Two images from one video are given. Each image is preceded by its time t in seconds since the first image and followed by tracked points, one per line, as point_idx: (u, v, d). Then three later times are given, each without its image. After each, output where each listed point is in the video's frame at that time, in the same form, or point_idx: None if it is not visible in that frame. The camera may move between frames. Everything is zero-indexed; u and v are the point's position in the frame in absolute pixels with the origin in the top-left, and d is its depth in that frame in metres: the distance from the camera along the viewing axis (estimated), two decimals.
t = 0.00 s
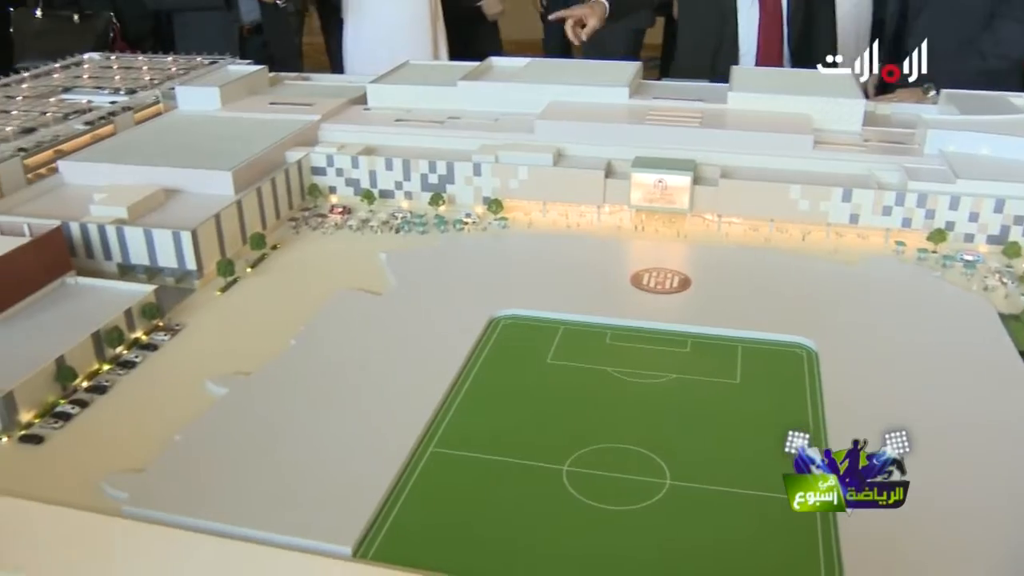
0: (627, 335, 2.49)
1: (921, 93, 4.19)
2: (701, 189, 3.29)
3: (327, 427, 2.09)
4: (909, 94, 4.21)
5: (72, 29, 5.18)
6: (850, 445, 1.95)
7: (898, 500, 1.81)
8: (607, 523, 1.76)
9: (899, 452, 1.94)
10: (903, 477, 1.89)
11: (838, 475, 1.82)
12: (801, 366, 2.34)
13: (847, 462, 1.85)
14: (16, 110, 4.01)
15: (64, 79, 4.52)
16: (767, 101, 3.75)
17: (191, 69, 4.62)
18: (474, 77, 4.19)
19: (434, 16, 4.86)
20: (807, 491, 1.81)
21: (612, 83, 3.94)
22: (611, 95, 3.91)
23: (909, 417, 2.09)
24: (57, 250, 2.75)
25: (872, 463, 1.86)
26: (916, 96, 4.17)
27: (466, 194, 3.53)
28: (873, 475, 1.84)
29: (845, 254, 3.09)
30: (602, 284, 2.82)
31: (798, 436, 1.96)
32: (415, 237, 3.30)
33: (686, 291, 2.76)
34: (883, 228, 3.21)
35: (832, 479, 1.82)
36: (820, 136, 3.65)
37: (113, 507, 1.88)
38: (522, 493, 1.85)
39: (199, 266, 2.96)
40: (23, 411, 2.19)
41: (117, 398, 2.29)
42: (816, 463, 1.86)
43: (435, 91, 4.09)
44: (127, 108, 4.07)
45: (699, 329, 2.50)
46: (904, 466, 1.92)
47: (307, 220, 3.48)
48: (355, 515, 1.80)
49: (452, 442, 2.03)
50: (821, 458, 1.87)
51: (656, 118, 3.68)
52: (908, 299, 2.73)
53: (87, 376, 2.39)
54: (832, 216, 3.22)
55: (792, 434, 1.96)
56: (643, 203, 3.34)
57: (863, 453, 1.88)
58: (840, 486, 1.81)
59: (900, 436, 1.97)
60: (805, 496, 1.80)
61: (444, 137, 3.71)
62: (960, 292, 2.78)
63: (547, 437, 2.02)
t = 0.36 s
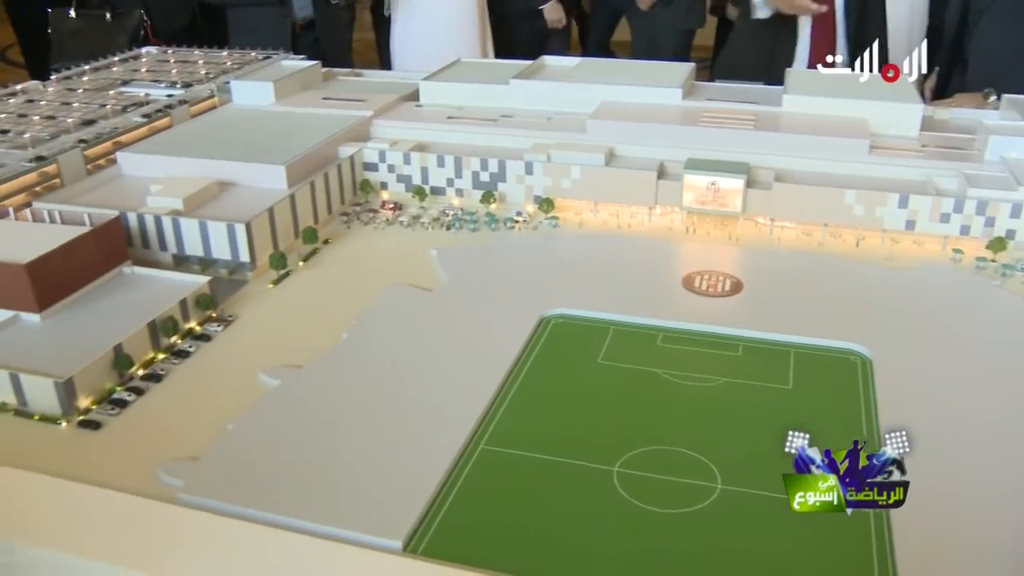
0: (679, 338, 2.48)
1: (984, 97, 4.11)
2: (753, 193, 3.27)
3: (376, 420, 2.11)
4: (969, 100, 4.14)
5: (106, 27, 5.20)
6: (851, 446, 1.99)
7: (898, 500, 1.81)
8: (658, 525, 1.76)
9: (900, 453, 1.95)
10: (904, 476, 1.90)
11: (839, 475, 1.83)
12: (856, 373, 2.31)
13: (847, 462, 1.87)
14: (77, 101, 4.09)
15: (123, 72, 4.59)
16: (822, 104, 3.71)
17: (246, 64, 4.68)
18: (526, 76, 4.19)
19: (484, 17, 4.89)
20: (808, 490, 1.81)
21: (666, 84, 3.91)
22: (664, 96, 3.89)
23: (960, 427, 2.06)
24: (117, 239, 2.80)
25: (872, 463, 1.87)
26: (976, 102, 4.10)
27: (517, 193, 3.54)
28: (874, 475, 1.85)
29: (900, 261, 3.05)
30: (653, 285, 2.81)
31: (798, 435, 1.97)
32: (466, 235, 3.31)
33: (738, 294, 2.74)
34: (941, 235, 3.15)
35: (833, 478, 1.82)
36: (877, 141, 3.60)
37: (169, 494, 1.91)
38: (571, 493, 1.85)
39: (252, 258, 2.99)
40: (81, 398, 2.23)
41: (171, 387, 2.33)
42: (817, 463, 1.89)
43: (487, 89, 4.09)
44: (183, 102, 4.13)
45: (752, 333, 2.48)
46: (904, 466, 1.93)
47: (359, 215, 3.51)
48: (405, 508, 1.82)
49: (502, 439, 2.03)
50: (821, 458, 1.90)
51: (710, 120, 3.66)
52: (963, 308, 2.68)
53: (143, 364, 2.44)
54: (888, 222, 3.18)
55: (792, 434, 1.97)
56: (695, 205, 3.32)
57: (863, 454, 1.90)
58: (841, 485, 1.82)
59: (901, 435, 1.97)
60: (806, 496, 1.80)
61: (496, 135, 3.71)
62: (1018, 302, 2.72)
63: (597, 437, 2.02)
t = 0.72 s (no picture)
0: (728, 343, 2.46)
1: None
2: (805, 199, 3.23)
3: (423, 417, 2.12)
4: None
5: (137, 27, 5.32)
6: (851, 446, 1.98)
7: (898, 500, 1.84)
8: (710, 529, 1.75)
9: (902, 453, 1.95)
10: (904, 477, 1.89)
11: (838, 475, 1.86)
12: (909, 382, 2.28)
13: (847, 462, 1.90)
14: (133, 97, 4.15)
15: (176, 69, 4.66)
16: (876, 109, 3.67)
17: (297, 62, 4.72)
18: (576, 76, 4.18)
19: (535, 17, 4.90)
20: (808, 490, 1.82)
21: (717, 88, 3.89)
22: (716, 99, 3.86)
23: (1009, 438, 2.03)
24: (171, 233, 2.84)
25: (872, 463, 1.89)
26: None
27: (565, 193, 3.53)
28: (874, 475, 1.87)
29: (954, 270, 3.00)
30: (703, 289, 2.80)
31: (799, 436, 1.96)
32: (514, 235, 3.31)
33: (788, 300, 2.72)
34: (997, 244, 3.10)
35: (833, 478, 1.84)
36: (933, 147, 3.54)
37: (221, 486, 1.94)
38: (621, 496, 1.85)
39: (302, 255, 3.02)
40: (134, 388, 2.27)
41: (222, 380, 2.36)
42: (817, 463, 1.90)
43: (537, 90, 4.09)
44: (235, 98, 4.18)
45: (803, 339, 2.46)
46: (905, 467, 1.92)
47: (408, 214, 3.53)
48: (454, 506, 1.83)
49: (550, 441, 2.03)
50: (821, 458, 1.92)
51: (761, 124, 3.62)
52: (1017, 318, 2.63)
53: (194, 356, 2.47)
54: (942, 230, 3.13)
55: (792, 434, 1.97)
56: (745, 209, 3.29)
57: (863, 454, 1.92)
58: (841, 486, 1.84)
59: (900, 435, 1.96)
60: (806, 496, 1.82)
61: (544, 135, 3.71)
62: None
63: (645, 441, 2.01)
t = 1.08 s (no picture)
0: (775, 349, 2.44)
1: None
2: (853, 205, 3.20)
3: (460, 416, 2.12)
4: None
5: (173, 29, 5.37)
6: (851, 446, 1.99)
7: (898, 500, 1.83)
8: (757, 537, 1.73)
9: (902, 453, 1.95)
10: (904, 477, 1.89)
11: (839, 475, 1.86)
12: (960, 393, 2.24)
13: (848, 461, 1.89)
14: (183, 94, 4.20)
15: (225, 66, 4.70)
16: (927, 115, 3.62)
17: (344, 61, 4.75)
18: (622, 79, 4.17)
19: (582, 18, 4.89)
20: (808, 491, 1.83)
21: (765, 92, 3.85)
22: (764, 103, 3.82)
23: None
24: (220, 229, 2.87)
25: (872, 463, 1.89)
26: None
27: (611, 195, 3.52)
28: (873, 475, 1.87)
29: (1006, 280, 2.95)
30: (748, 294, 2.78)
31: (799, 436, 1.98)
32: (559, 237, 3.31)
33: (836, 306, 2.69)
34: None
35: (833, 479, 1.84)
36: (987, 154, 3.48)
37: (267, 481, 1.95)
38: (668, 502, 1.83)
39: (349, 253, 3.04)
40: (183, 381, 2.30)
41: (269, 375, 2.38)
42: (817, 463, 1.90)
43: (584, 92, 4.09)
44: (283, 96, 4.22)
45: (853, 347, 2.43)
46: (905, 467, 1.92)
47: (453, 213, 3.54)
48: (478, 503, 1.84)
49: (597, 444, 2.03)
50: (821, 457, 1.92)
51: (809, 129, 3.58)
52: None
53: (241, 351, 2.49)
54: (994, 239, 3.07)
55: (792, 434, 1.99)
56: (792, 214, 3.26)
57: (863, 454, 1.92)
58: (840, 486, 1.84)
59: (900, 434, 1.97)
60: (806, 496, 1.83)
61: (589, 137, 3.71)
62: None
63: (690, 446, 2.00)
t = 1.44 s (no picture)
0: (818, 357, 2.42)
1: None
2: (899, 213, 3.16)
3: (492, 417, 2.13)
4: None
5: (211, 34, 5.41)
6: (851, 446, 2.01)
7: (897, 500, 1.85)
8: (796, 545, 1.73)
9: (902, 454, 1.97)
10: (904, 477, 1.90)
11: (838, 475, 1.87)
12: (1005, 404, 2.21)
13: (847, 462, 1.91)
14: (228, 93, 4.24)
15: (269, 66, 4.74)
16: (975, 122, 3.57)
17: (386, 61, 4.77)
18: (666, 82, 4.15)
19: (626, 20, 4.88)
20: (808, 490, 1.85)
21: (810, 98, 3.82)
22: (809, 109, 3.79)
23: None
24: (264, 228, 2.90)
25: (872, 463, 1.90)
26: None
27: (653, 199, 3.51)
28: (873, 475, 1.88)
29: None
30: (792, 302, 2.75)
31: (799, 436, 1.99)
32: (600, 240, 3.30)
33: (880, 315, 2.66)
34: None
35: (832, 479, 1.86)
36: None
37: (309, 478, 1.97)
38: (710, 508, 1.82)
39: (390, 253, 3.05)
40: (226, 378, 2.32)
41: (310, 373, 2.40)
42: (817, 464, 1.91)
43: (627, 95, 4.08)
44: (326, 96, 4.24)
45: (899, 356, 2.40)
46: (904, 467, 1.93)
47: (494, 215, 3.55)
48: (502, 502, 1.85)
49: (636, 448, 2.02)
50: (821, 458, 1.93)
51: (853, 135, 3.55)
52: None
53: (283, 349, 2.51)
54: None
55: (792, 435, 2.00)
56: (835, 221, 3.23)
57: (862, 454, 1.93)
58: (840, 486, 1.86)
59: (899, 435, 2.00)
60: (806, 496, 1.84)
61: (630, 140, 3.70)
62: None
63: (729, 452, 1.99)
